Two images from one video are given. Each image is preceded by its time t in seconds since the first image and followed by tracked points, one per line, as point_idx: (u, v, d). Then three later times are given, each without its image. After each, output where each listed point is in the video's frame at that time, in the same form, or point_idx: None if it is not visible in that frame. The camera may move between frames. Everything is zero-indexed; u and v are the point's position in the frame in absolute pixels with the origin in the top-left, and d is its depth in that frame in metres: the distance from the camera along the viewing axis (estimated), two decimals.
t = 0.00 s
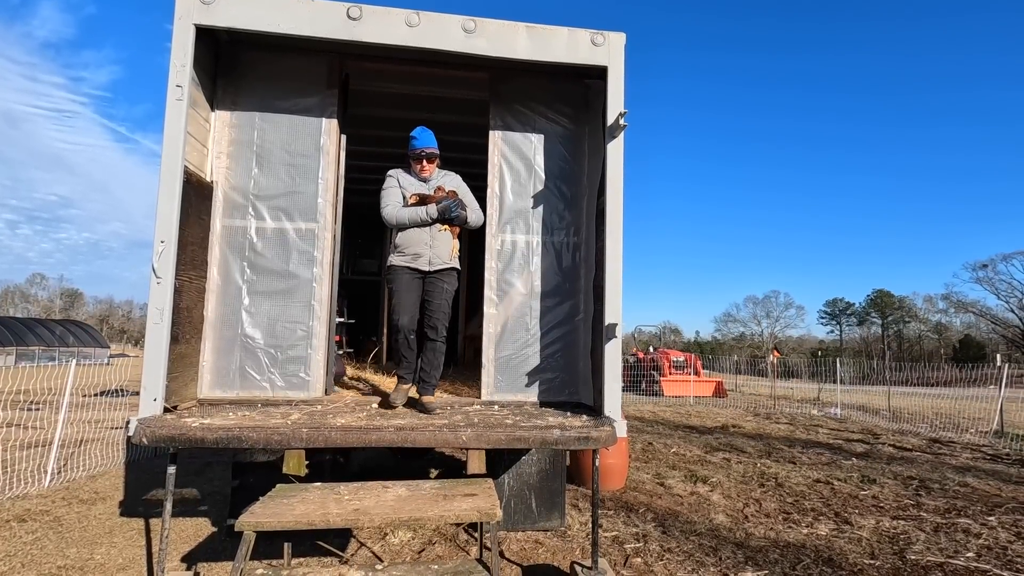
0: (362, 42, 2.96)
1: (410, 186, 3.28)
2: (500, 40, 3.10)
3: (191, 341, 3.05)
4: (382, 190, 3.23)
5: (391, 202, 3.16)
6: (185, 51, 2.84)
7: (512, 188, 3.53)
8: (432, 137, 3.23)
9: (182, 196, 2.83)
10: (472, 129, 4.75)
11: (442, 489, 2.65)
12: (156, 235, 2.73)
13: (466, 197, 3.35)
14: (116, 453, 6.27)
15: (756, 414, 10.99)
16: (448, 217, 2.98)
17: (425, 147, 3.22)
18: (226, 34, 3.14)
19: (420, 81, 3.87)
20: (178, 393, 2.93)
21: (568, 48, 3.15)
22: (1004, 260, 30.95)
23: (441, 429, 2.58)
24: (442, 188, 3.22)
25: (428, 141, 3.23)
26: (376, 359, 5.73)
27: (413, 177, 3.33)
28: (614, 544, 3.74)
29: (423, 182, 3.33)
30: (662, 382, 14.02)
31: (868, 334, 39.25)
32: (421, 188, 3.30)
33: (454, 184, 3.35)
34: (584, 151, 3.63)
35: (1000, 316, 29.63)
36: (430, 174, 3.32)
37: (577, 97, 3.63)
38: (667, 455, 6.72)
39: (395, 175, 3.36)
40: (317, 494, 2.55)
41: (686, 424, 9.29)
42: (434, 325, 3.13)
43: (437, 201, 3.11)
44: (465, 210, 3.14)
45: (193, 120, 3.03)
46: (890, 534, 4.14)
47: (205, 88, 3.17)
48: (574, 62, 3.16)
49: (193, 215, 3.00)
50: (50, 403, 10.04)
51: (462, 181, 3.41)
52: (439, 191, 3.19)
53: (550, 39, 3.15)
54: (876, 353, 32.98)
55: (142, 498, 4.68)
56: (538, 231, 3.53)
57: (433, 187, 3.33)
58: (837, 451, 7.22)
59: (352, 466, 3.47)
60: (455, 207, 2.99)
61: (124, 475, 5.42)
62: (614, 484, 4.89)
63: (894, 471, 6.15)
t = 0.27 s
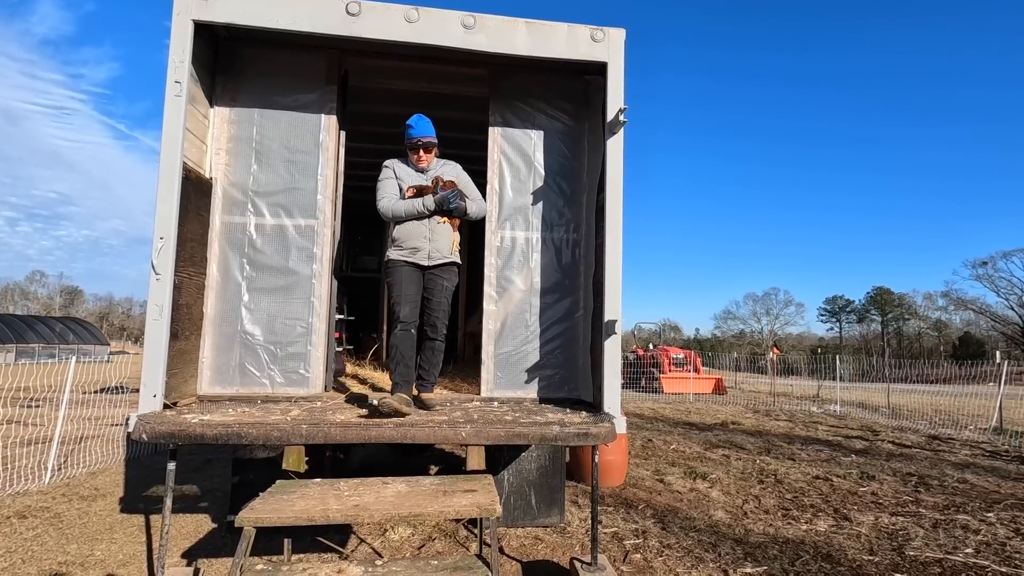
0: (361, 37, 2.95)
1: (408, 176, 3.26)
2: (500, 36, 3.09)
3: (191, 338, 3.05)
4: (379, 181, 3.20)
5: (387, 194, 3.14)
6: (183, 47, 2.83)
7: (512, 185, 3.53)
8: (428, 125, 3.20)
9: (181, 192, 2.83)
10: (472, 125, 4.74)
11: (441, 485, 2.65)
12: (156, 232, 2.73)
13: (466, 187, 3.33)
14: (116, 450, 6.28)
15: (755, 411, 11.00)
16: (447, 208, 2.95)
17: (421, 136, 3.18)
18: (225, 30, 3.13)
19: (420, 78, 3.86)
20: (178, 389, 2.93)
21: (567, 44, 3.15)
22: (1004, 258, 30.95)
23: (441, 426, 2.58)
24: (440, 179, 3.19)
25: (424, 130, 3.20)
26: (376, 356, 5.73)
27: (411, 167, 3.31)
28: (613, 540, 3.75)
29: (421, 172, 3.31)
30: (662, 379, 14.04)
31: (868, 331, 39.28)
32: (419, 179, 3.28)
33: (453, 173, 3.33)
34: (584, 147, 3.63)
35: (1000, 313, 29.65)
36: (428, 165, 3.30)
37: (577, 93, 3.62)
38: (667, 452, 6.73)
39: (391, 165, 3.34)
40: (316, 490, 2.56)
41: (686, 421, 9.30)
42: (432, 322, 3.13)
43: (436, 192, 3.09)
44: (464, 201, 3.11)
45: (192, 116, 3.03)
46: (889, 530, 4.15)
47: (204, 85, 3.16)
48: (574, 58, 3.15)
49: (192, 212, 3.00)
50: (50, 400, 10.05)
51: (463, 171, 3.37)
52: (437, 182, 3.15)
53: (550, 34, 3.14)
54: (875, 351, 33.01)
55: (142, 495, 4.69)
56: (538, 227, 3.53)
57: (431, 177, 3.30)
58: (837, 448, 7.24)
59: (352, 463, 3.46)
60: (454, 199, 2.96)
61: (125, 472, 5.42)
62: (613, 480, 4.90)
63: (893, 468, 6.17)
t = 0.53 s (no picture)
0: (361, 33, 2.95)
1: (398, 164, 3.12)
2: (500, 32, 3.09)
3: (191, 335, 3.05)
4: (366, 168, 3.07)
5: (375, 181, 3.01)
6: (183, 43, 2.83)
7: (512, 181, 3.52)
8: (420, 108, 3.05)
9: (181, 189, 2.83)
10: (473, 121, 4.73)
11: (442, 480, 2.65)
12: (156, 228, 2.73)
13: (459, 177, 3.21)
14: (117, 446, 6.29)
15: (755, 408, 11.02)
16: (438, 196, 2.79)
17: (413, 121, 3.04)
18: (224, 25, 3.12)
19: (420, 74, 3.85)
20: (179, 385, 2.93)
21: (568, 39, 3.14)
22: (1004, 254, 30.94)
23: (442, 422, 2.59)
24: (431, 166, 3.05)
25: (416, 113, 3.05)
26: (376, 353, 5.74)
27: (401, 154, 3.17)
28: (613, 536, 3.76)
29: (412, 160, 3.16)
30: (662, 375, 14.06)
31: (868, 328, 39.30)
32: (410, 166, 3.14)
33: (445, 163, 3.21)
34: (585, 143, 3.62)
35: (1000, 310, 29.67)
36: (419, 151, 3.15)
37: (577, 90, 3.62)
38: (666, 448, 6.74)
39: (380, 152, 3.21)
40: (317, 486, 2.56)
41: (686, 417, 9.31)
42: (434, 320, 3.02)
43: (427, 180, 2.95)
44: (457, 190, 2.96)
45: (192, 112, 3.02)
46: (888, 526, 4.16)
47: (204, 81, 3.16)
48: (574, 54, 3.14)
49: (192, 208, 3.00)
50: (51, 396, 10.07)
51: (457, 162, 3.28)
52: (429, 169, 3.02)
53: (550, 30, 3.14)
54: (875, 347, 33.04)
55: (143, 491, 4.70)
56: (538, 224, 3.53)
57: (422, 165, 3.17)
58: (836, 444, 7.26)
59: (353, 459, 3.48)
60: (446, 186, 2.80)
61: (126, 468, 5.44)
62: (613, 476, 4.92)
63: (892, 464, 6.18)
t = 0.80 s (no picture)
0: (360, 28, 2.94)
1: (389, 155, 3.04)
2: (500, 27, 3.08)
3: (191, 331, 3.05)
4: (356, 159, 2.98)
5: (365, 173, 2.94)
6: (181, 38, 2.82)
7: (512, 177, 3.52)
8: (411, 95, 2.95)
9: (180, 184, 2.82)
10: (472, 117, 4.73)
11: (442, 475, 2.66)
12: (155, 224, 2.73)
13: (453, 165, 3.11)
14: (118, 442, 6.30)
15: (755, 403, 11.04)
16: (429, 186, 2.74)
17: (402, 108, 2.94)
18: (223, 21, 3.11)
19: (419, 69, 3.84)
20: (179, 381, 2.94)
21: (567, 34, 3.13)
22: (1003, 251, 30.95)
23: (441, 417, 2.60)
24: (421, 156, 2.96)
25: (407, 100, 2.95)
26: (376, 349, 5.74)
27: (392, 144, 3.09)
28: (612, 531, 3.77)
29: (403, 148, 3.09)
30: (662, 372, 14.08)
31: (868, 325, 39.34)
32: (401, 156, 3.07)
33: (438, 151, 3.10)
34: (584, 139, 3.61)
35: (999, 307, 29.70)
36: (410, 140, 3.06)
37: (577, 85, 3.61)
38: (666, 444, 6.75)
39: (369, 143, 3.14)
40: (317, 481, 2.57)
41: (686, 413, 9.33)
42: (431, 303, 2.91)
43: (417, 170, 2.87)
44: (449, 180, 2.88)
45: (190, 107, 3.02)
46: (886, 521, 4.17)
47: (202, 76, 3.15)
48: (574, 49, 3.13)
49: (191, 204, 3.00)
50: (51, 392, 10.09)
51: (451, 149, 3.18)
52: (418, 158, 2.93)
53: (550, 25, 3.13)
54: (875, 344, 33.08)
55: (144, 486, 4.71)
56: (538, 219, 3.53)
57: (413, 154, 3.08)
58: (835, 440, 7.27)
59: (353, 455, 3.48)
60: (437, 177, 2.74)
61: (126, 463, 5.44)
62: (613, 472, 4.95)
63: (890, 459, 6.19)
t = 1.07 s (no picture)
0: (358, 22, 2.93)
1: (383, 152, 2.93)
2: (499, 21, 3.07)
3: (190, 326, 3.05)
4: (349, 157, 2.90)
5: (357, 171, 2.85)
6: (179, 32, 2.81)
7: (511, 172, 3.52)
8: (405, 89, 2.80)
9: (178, 179, 2.81)
10: (471, 112, 4.71)
11: (441, 470, 2.67)
12: (154, 219, 2.72)
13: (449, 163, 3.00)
14: (117, 437, 6.32)
15: (754, 399, 11.06)
16: (420, 182, 2.61)
17: (395, 103, 2.80)
18: (221, 15, 3.10)
19: (418, 64, 3.83)
20: (178, 376, 2.94)
21: (567, 29, 3.12)
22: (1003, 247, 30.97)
23: (441, 412, 2.60)
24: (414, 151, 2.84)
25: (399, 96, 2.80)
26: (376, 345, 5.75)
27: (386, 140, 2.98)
28: (611, 526, 3.78)
29: (397, 145, 2.99)
30: (661, 367, 14.10)
31: (867, 321, 39.38)
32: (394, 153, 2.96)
33: (433, 147, 2.99)
34: (584, 134, 3.61)
35: (998, 303, 29.73)
36: (404, 135, 2.94)
37: (576, 80, 3.60)
38: (665, 439, 6.77)
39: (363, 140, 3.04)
40: (317, 475, 2.57)
41: (685, 409, 9.35)
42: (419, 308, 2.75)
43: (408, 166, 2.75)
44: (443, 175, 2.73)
45: (188, 102, 3.01)
46: (884, 516, 4.19)
47: (201, 71, 3.14)
48: (574, 44, 3.13)
49: (190, 199, 2.99)
50: (51, 388, 10.10)
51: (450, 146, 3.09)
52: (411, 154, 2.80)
53: (549, 20, 3.12)
54: (874, 340, 33.12)
55: (144, 481, 4.72)
56: (537, 215, 3.52)
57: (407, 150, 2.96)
58: (834, 435, 7.29)
59: (353, 450, 3.47)
60: (429, 172, 2.62)
61: (126, 459, 5.46)
62: (613, 467, 4.99)
63: (889, 455, 6.21)
